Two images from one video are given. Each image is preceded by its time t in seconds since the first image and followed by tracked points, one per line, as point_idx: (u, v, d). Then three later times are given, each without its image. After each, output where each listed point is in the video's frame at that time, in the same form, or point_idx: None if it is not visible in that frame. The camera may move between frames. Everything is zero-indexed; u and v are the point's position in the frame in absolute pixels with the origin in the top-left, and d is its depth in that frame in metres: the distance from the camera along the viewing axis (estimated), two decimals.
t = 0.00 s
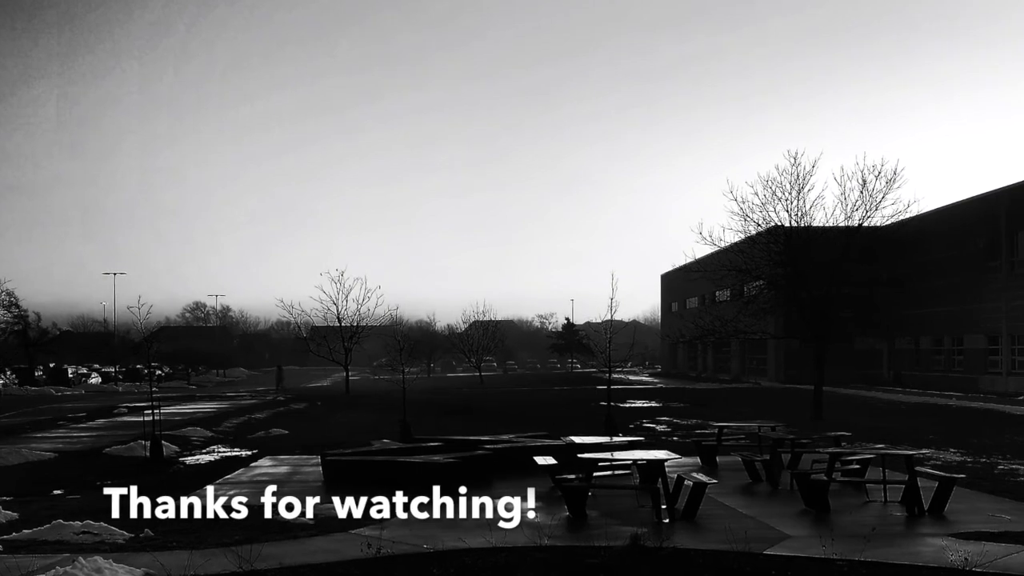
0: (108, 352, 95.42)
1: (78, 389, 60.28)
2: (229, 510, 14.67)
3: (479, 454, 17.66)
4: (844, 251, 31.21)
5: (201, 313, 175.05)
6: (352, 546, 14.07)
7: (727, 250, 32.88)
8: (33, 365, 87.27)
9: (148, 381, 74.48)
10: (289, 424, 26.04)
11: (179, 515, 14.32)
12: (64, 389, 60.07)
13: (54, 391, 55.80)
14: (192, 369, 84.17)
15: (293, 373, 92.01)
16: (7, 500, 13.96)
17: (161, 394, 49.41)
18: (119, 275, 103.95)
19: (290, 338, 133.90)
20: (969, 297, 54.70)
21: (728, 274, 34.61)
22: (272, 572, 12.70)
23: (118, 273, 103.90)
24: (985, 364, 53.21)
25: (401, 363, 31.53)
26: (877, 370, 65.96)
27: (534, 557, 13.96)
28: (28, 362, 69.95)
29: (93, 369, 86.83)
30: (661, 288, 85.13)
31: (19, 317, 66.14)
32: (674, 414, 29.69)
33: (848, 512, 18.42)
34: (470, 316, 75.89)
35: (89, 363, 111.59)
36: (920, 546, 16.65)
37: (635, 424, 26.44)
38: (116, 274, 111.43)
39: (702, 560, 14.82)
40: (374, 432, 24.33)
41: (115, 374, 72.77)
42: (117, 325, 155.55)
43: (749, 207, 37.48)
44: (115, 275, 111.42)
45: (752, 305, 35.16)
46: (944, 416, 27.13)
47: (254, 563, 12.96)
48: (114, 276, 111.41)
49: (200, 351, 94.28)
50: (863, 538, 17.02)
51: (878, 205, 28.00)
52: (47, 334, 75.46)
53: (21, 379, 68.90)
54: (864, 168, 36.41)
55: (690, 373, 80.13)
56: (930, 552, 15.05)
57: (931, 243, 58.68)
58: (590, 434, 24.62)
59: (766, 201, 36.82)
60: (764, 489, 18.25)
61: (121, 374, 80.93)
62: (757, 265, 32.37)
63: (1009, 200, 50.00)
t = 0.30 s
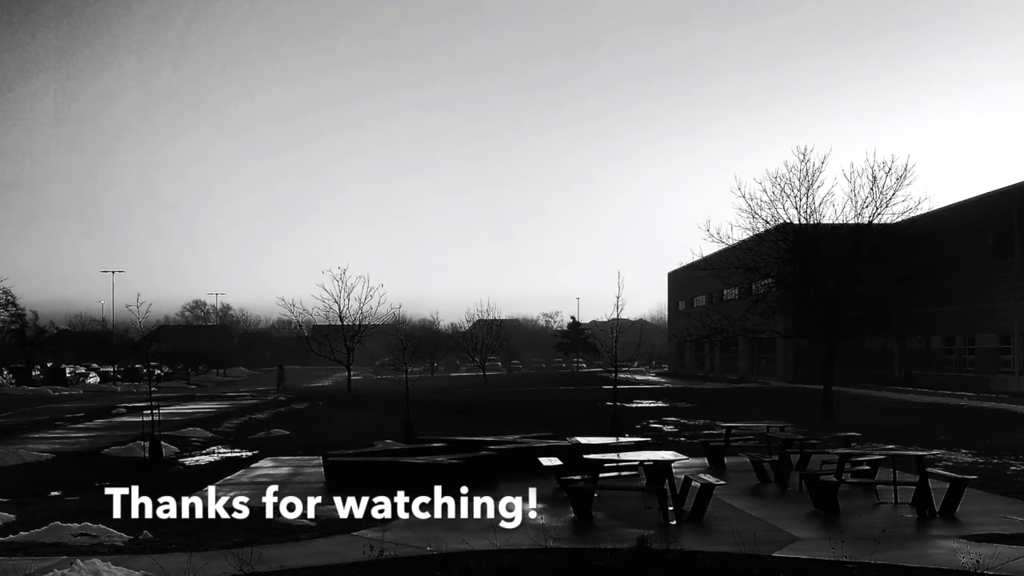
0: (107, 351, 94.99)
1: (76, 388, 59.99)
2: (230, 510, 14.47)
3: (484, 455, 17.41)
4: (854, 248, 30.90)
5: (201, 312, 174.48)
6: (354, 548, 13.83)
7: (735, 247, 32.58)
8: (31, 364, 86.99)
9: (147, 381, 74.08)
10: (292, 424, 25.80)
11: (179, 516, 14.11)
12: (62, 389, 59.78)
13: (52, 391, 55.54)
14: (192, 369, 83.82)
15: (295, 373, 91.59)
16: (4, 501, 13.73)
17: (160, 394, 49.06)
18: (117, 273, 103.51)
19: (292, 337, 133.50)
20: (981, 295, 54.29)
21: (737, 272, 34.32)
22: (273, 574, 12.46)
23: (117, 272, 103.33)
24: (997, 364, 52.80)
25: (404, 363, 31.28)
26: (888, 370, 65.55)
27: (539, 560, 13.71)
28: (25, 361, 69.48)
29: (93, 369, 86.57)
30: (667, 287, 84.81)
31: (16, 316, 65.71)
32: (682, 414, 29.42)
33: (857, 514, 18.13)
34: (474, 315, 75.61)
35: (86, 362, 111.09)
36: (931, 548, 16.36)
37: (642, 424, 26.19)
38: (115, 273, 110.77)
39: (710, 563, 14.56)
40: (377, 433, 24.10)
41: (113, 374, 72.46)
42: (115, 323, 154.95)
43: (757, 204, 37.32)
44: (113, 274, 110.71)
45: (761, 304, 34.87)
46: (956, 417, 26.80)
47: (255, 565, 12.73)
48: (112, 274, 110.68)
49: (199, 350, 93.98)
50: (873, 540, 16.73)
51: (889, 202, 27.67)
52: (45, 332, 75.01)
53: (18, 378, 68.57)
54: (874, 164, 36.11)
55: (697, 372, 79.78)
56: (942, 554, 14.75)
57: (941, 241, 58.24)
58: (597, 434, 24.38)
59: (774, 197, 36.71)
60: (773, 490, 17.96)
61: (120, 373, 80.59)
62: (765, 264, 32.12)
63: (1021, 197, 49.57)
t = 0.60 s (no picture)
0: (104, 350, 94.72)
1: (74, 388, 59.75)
2: (231, 511, 14.24)
3: (489, 456, 17.12)
4: (865, 246, 30.53)
5: (201, 311, 173.99)
6: (356, 551, 13.57)
7: (744, 245, 32.22)
8: (28, 364, 86.77)
9: (146, 381, 73.69)
10: (292, 425, 25.52)
11: (180, 517, 13.88)
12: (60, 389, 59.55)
13: (49, 391, 55.28)
14: (192, 369, 83.58)
15: (297, 372, 91.23)
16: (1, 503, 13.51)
17: (158, 394, 48.72)
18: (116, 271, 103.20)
19: (294, 336, 133.09)
20: (994, 294, 53.90)
21: (745, 271, 33.96)
22: None
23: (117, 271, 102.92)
24: (1010, 363, 52.38)
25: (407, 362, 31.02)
26: (899, 370, 65.11)
27: (546, 563, 13.44)
28: (22, 360, 69.03)
29: (92, 368, 86.46)
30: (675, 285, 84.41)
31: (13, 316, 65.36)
32: (691, 414, 29.10)
33: (868, 516, 17.83)
34: (479, 314, 75.31)
35: (85, 361, 110.69)
36: (943, 551, 16.04)
37: (649, 425, 25.84)
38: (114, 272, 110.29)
39: (719, 566, 14.27)
40: (380, 433, 23.85)
41: (111, 373, 72.22)
42: (114, 322, 154.59)
43: (767, 202, 36.81)
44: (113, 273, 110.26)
45: (770, 302, 34.51)
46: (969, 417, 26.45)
47: (256, 568, 12.48)
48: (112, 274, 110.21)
49: (198, 349, 93.68)
50: (885, 543, 16.41)
51: (900, 199, 27.30)
52: (43, 331, 74.64)
53: (15, 378, 68.30)
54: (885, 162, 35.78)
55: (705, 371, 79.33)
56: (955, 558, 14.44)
57: (953, 238, 57.76)
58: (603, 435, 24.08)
59: (784, 194, 36.18)
60: (783, 491, 17.66)
61: (119, 372, 80.32)
62: (775, 262, 31.82)
63: None
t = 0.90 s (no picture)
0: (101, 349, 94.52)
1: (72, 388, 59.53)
2: (233, 512, 13.98)
3: (494, 458, 16.83)
4: (877, 243, 30.13)
5: (201, 310, 173.24)
6: (359, 554, 13.29)
7: (753, 242, 31.82)
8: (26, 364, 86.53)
9: (145, 380, 73.28)
10: (293, 425, 25.23)
11: (179, 519, 13.62)
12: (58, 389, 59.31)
13: (46, 391, 55.07)
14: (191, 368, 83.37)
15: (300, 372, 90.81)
16: None
17: (157, 394, 48.38)
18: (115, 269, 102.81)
19: (296, 334, 132.56)
20: (1008, 292, 53.48)
21: (756, 269, 33.57)
22: None
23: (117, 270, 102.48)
24: None
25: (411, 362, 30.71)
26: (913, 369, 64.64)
27: (552, 566, 13.15)
28: (18, 360, 68.65)
29: (91, 368, 86.25)
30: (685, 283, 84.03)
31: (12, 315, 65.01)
32: (700, 414, 28.74)
33: (880, 518, 17.49)
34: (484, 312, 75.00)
35: (83, 360, 110.21)
36: (957, 553, 15.69)
37: (658, 425, 25.48)
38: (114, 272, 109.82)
39: (730, 569, 13.96)
40: (384, 434, 23.57)
41: (109, 372, 72.00)
42: (114, 320, 154.06)
43: (777, 197, 37.21)
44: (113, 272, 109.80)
45: (781, 301, 34.10)
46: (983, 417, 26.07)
47: (257, 571, 12.21)
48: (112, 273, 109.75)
49: (198, 347, 93.40)
50: (897, 545, 16.08)
51: (913, 195, 26.90)
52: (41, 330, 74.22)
53: (12, 377, 68.02)
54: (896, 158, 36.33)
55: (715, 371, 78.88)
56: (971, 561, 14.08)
57: (966, 235, 57.35)
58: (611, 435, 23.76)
59: (795, 189, 36.76)
60: (794, 493, 17.33)
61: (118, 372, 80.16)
62: (785, 259, 31.45)
63: None
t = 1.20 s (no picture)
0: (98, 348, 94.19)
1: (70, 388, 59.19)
2: (233, 514, 13.71)
3: (499, 459, 16.51)
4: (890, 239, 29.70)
5: (201, 309, 172.57)
6: (362, 557, 12.98)
7: (764, 239, 31.42)
8: (23, 364, 86.16)
9: (143, 380, 72.85)
10: (294, 426, 24.95)
11: (178, 521, 13.35)
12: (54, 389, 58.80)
13: (42, 391, 54.75)
14: (190, 367, 83.00)
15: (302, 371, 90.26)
16: None
17: (155, 394, 48.04)
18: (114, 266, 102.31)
19: (297, 332, 132.12)
20: None
21: (766, 266, 33.17)
22: None
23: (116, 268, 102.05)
24: None
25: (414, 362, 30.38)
26: (926, 368, 64.07)
27: (560, 570, 12.83)
28: (15, 359, 68.23)
29: (89, 368, 85.93)
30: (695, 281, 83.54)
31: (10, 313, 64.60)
32: (710, 414, 28.35)
33: (893, 521, 17.13)
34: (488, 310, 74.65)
35: (81, 359, 109.65)
36: (971, 557, 15.32)
37: (668, 427, 25.13)
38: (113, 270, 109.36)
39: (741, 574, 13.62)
40: (387, 435, 23.28)
41: (107, 372, 71.65)
42: (112, 320, 153.58)
43: (789, 194, 37.05)
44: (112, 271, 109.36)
45: (793, 299, 33.69)
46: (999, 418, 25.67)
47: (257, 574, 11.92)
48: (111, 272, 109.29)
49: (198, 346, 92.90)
50: (911, 548, 15.74)
51: (928, 191, 26.47)
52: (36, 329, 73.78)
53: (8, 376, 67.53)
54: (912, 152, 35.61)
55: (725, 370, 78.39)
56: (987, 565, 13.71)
57: (983, 232, 56.85)
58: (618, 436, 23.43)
59: (807, 186, 36.36)
60: (805, 495, 16.98)
61: (116, 371, 79.89)
62: (796, 256, 31.06)
63: None
